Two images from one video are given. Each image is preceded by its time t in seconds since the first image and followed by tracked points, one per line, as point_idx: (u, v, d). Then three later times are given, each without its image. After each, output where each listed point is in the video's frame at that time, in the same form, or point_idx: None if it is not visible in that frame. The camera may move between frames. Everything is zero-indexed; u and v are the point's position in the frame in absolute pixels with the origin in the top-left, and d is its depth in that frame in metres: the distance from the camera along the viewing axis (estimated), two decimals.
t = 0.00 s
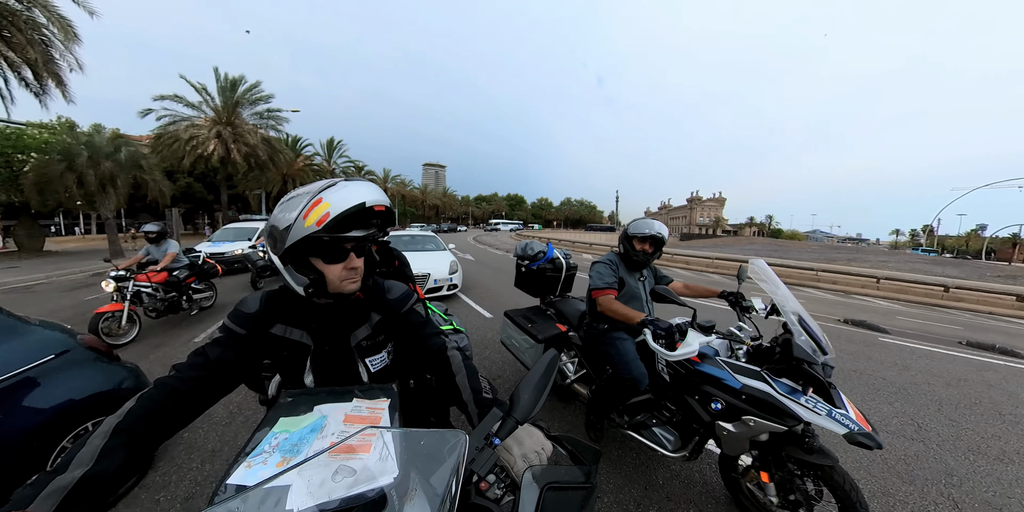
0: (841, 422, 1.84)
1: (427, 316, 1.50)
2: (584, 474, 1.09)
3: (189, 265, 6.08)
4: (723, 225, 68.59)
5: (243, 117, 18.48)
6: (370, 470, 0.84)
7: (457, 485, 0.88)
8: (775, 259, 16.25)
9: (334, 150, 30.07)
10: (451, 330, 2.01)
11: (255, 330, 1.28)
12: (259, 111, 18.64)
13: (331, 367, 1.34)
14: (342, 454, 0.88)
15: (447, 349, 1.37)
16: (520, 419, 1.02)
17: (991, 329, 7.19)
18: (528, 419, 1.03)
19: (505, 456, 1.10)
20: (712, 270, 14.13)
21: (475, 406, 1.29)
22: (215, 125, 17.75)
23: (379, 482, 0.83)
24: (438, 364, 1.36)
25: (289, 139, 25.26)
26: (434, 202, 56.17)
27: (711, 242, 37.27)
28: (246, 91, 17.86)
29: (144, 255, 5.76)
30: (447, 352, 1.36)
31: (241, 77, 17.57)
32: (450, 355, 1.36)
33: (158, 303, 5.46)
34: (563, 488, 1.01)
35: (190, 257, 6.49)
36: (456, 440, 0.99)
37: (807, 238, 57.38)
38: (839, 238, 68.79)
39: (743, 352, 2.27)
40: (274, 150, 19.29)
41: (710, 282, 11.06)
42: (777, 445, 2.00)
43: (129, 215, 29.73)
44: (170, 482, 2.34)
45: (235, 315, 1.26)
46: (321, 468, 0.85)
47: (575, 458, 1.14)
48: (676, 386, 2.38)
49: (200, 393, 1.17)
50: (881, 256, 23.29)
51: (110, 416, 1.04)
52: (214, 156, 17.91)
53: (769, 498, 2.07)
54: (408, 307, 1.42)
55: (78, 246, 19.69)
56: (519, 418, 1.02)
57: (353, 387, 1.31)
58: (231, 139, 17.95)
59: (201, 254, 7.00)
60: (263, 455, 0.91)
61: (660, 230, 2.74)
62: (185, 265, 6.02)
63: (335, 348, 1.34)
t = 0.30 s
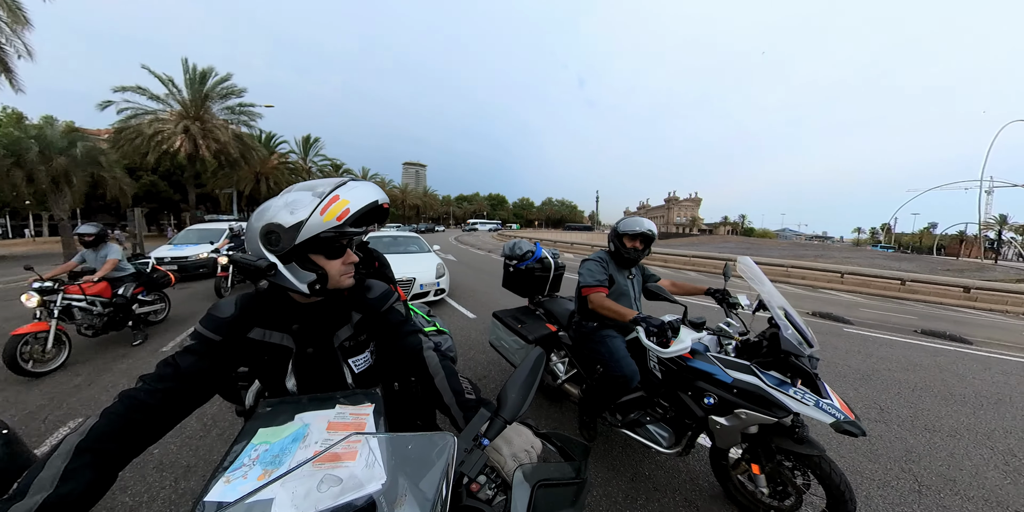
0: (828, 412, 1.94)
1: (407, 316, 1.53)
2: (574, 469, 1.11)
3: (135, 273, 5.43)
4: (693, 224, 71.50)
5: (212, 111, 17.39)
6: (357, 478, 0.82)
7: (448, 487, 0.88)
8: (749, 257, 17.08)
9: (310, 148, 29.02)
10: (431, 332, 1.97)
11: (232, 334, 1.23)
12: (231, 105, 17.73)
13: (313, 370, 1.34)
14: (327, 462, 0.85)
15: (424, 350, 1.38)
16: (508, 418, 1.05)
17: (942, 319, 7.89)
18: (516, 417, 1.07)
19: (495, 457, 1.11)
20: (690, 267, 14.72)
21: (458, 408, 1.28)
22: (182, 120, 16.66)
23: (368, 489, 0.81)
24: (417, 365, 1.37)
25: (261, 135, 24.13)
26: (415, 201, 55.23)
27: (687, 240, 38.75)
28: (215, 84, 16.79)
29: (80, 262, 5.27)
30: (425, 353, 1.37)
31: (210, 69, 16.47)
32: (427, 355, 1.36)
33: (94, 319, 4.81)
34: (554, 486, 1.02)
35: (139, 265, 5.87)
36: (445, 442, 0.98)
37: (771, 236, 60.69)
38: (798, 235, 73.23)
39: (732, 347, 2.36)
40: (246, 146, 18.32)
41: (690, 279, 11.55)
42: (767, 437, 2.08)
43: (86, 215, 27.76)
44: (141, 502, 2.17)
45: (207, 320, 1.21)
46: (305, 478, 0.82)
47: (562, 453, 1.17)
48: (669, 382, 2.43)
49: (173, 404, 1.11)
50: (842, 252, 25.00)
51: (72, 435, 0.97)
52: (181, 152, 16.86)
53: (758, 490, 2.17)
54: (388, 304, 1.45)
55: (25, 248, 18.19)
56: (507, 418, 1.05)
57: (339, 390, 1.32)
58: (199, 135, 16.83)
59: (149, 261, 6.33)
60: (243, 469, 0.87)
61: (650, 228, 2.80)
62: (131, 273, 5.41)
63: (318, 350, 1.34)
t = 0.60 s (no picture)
0: (804, 402, 2.06)
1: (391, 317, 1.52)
2: (562, 465, 1.13)
3: (69, 284, 4.85)
4: (666, 223, 74.08)
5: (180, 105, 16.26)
6: (343, 487, 0.81)
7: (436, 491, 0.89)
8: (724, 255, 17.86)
9: (284, 145, 27.86)
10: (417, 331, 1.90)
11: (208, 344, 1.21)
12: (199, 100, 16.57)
13: (295, 376, 1.31)
14: (310, 472, 0.83)
15: (409, 351, 1.36)
16: (494, 418, 1.09)
17: (899, 310, 8.56)
18: (501, 417, 1.11)
19: (483, 457, 1.13)
20: (669, 265, 15.24)
21: (445, 410, 1.27)
22: (145, 113, 15.56)
23: (355, 497, 0.80)
24: (402, 367, 1.36)
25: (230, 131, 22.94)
26: (394, 201, 54.15)
27: (664, 238, 40.09)
28: (182, 76, 15.71)
29: None
30: (410, 354, 1.36)
31: (177, 59, 15.45)
32: (413, 356, 1.35)
33: (17, 342, 4.17)
34: (542, 483, 1.04)
35: (73, 275, 5.16)
36: (431, 445, 0.99)
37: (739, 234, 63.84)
38: (759, 233, 77.24)
39: (714, 343, 2.42)
40: (216, 142, 17.31)
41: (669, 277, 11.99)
42: (748, 428, 2.19)
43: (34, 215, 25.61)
44: None
45: (181, 327, 1.16)
46: (288, 490, 0.80)
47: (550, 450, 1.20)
48: (653, 379, 2.51)
49: (141, 420, 1.08)
50: (808, 249, 26.51)
51: (34, 457, 0.95)
52: (144, 149, 15.85)
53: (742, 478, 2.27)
54: (371, 308, 1.44)
55: None
56: (494, 417, 1.09)
57: (323, 396, 1.30)
58: (165, 130, 15.79)
59: (86, 268, 5.64)
60: (220, 484, 0.83)
61: (634, 229, 2.87)
62: (63, 284, 4.83)
63: (300, 355, 1.31)
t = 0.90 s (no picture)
0: (779, 393, 2.15)
1: (376, 320, 1.48)
2: (551, 463, 1.14)
3: None
4: (642, 223, 76.09)
5: (146, 97, 15.29)
6: (329, 495, 0.80)
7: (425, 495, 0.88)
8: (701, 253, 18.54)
9: (259, 142, 26.78)
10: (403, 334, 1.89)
11: (181, 354, 1.15)
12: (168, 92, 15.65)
13: (274, 384, 1.27)
14: (294, 482, 0.81)
15: (396, 355, 1.34)
16: (481, 419, 1.09)
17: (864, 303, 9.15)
18: (488, 418, 1.11)
19: (471, 458, 1.12)
20: (649, 263, 15.67)
21: (433, 412, 1.26)
22: (108, 106, 14.54)
23: (342, 505, 0.78)
24: (388, 371, 1.34)
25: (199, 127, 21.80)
26: (373, 201, 53.04)
27: (642, 237, 41.23)
28: (149, 67, 14.77)
29: None
30: (397, 357, 1.34)
31: (144, 49, 14.45)
32: (400, 360, 1.33)
33: None
34: (533, 481, 1.04)
35: None
36: (418, 450, 0.99)
37: (711, 233, 66.36)
38: (729, 232, 80.50)
39: (692, 340, 2.53)
40: (186, 138, 16.39)
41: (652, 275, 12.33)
42: (728, 421, 2.28)
43: None
44: None
45: (150, 336, 1.11)
46: (271, 501, 0.77)
47: (538, 448, 1.21)
48: (635, 377, 2.57)
49: (111, 436, 1.03)
50: (779, 247, 27.86)
51: None
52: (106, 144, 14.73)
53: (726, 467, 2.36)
54: (355, 312, 1.39)
55: None
56: (480, 418, 1.09)
57: (305, 404, 1.25)
58: (131, 125, 14.83)
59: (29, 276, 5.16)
60: (196, 500, 0.79)
61: (617, 231, 2.91)
62: None
63: (279, 362, 1.27)
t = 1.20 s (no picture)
0: (773, 389, 2.19)
1: (372, 321, 1.47)
2: (548, 463, 1.14)
3: None
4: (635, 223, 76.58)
5: (137, 95, 15.01)
6: (327, 498, 0.79)
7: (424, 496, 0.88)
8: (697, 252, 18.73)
9: (252, 141, 26.47)
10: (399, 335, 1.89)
11: (176, 358, 1.13)
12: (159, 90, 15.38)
13: (270, 387, 1.25)
14: (290, 486, 0.80)
15: (392, 355, 1.33)
16: (479, 419, 1.09)
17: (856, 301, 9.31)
18: (486, 418, 1.11)
19: (469, 459, 1.12)
20: (645, 263, 15.81)
21: (430, 413, 1.26)
22: (97, 104, 14.26)
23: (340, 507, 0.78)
24: (385, 372, 1.33)
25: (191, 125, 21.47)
26: (367, 201, 52.72)
27: (637, 237, 41.53)
28: (140, 65, 14.46)
29: None
30: (393, 358, 1.33)
31: (136, 47, 14.18)
32: (396, 361, 1.32)
33: None
34: (530, 480, 1.05)
35: None
36: (416, 451, 0.99)
37: (704, 233, 67.02)
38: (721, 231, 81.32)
39: (686, 336, 2.54)
40: (178, 137, 16.13)
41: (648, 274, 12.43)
42: (723, 417, 2.31)
43: None
44: None
45: (142, 338, 1.09)
46: (268, 505, 0.76)
47: (536, 448, 1.21)
48: (632, 374, 2.59)
49: (106, 440, 1.02)
50: (772, 247, 28.22)
51: None
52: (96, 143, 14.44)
53: (721, 464, 2.39)
54: (350, 313, 1.38)
55: None
56: (478, 419, 1.09)
57: (301, 406, 1.24)
58: (122, 123, 14.54)
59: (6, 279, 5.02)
60: (191, 505, 0.78)
61: (611, 232, 2.92)
62: None
63: (275, 364, 1.26)
